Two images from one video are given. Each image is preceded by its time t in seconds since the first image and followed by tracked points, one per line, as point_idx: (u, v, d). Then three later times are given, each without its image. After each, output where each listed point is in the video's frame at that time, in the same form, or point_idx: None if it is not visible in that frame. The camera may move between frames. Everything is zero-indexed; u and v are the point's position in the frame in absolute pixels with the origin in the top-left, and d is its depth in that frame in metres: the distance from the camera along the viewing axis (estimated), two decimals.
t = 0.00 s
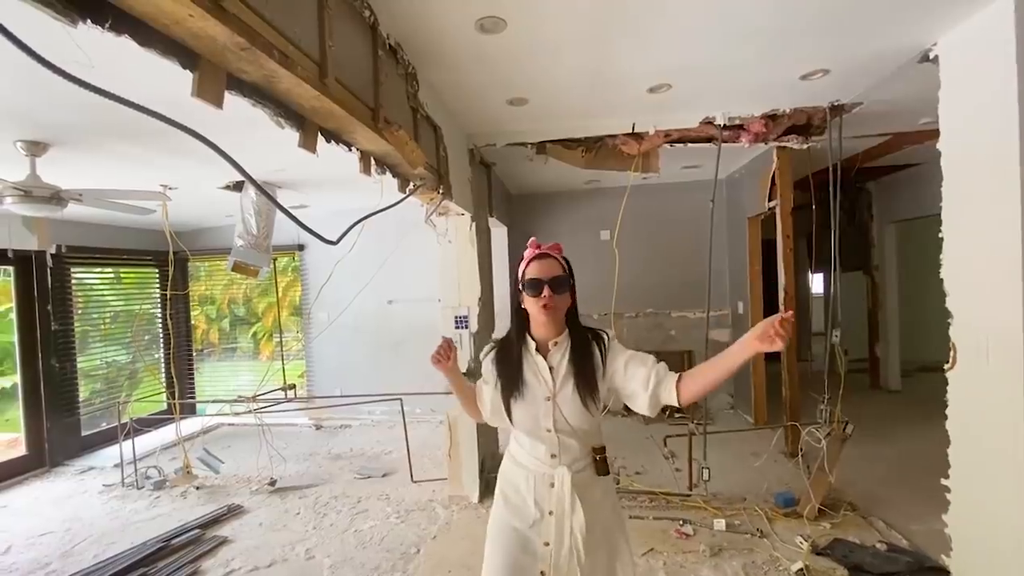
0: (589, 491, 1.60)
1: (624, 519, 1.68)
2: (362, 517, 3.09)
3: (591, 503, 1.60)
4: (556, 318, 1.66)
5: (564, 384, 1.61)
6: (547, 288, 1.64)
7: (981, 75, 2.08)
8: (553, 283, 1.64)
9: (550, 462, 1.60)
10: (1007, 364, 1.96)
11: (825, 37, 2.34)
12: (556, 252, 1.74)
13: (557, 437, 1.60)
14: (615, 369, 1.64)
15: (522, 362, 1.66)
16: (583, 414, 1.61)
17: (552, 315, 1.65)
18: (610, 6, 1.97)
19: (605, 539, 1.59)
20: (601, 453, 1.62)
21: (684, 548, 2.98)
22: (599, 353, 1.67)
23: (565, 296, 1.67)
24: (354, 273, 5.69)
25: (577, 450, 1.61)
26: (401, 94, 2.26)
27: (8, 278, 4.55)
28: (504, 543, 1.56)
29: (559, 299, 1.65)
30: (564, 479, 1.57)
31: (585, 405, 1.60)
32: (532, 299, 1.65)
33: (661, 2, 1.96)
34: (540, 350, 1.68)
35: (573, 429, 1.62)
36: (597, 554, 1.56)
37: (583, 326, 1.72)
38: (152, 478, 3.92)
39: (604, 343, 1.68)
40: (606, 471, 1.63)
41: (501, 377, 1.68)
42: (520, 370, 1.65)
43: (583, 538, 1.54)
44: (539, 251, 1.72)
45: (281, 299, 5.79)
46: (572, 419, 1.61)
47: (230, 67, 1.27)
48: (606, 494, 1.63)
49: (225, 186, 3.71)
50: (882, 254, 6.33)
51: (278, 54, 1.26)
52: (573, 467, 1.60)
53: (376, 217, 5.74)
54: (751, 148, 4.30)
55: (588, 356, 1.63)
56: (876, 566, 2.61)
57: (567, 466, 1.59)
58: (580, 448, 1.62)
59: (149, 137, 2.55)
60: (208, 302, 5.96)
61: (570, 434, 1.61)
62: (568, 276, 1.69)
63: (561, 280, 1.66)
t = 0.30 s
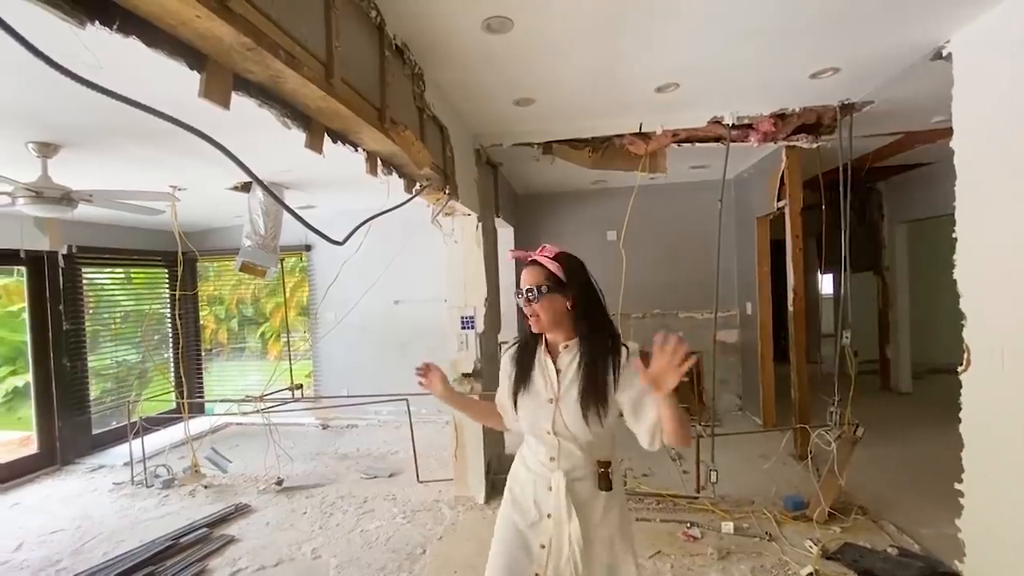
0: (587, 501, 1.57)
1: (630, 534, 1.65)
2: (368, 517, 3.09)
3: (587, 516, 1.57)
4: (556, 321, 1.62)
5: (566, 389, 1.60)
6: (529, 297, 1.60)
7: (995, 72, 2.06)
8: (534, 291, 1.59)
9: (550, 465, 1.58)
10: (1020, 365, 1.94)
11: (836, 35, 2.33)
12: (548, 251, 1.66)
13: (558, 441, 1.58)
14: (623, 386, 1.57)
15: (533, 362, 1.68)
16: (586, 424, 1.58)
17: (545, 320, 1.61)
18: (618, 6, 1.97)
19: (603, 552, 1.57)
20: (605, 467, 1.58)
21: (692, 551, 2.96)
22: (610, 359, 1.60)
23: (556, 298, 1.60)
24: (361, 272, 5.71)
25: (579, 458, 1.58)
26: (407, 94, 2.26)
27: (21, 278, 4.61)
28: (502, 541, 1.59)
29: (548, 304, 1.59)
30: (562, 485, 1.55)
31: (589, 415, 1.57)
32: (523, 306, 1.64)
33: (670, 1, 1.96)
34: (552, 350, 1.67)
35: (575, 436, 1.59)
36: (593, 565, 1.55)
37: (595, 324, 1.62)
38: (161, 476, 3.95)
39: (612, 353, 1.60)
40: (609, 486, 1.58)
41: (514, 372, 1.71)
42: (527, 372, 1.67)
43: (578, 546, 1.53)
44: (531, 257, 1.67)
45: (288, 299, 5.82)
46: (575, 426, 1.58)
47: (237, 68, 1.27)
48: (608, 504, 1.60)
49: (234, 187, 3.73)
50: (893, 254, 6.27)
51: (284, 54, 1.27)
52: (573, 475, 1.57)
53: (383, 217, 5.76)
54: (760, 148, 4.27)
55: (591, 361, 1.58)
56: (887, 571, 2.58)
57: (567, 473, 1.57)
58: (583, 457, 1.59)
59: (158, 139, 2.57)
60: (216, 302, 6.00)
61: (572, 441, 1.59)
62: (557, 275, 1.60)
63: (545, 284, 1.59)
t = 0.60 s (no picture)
0: (543, 511, 1.50)
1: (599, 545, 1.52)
2: (385, 513, 3.11)
3: (541, 524, 1.50)
4: (528, 319, 1.60)
5: (515, 387, 1.58)
6: (504, 290, 1.59)
7: None
8: (508, 284, 1.58)
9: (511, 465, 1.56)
10: None
11: (869, 26, 2.26)
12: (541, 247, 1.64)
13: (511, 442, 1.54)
14: (563, 396, 1.39)
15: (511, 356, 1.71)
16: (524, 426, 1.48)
17: (516, 315, 1.60)
18: None
19: (562, 563, 1.50)
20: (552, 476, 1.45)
21: (713, 557, 3.03)
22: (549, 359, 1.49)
23: (532, 294, 1.58)
24: (381, 270, 5.76)
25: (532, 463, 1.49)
26: (426, 93, 2.27)
27: (55, 275, 4.76)
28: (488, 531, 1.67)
29: (522, 299, 1.58)
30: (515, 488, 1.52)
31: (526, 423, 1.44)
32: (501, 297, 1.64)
33: None
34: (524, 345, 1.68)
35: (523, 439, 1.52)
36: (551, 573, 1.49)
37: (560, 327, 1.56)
38: (186, 469, 4.04)
39: (560, 355, 1.49)
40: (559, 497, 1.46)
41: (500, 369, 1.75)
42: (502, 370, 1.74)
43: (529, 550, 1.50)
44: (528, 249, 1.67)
45: (310, 297, 5.89)
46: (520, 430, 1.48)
47: (257, 68, 1.29)
48: (569, 518, 1.50)
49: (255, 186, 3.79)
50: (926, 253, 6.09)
51: (304, 54, 1.28)
52: (528, 479, 1.51)
53: (402, 216, 5.80)
54: (787, 144, 4.18)
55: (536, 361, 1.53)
56: None
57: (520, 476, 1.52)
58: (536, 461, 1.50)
59: (181, 139, 2.62)
60: (241, 300, 6.11)
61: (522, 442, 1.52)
62: (540, 272, 1.58)
63: (524, 278, 1.57)
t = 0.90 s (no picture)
0: (499, 494, 1.65)
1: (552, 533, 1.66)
2: (399, 509, 3.15)
3: (497, 505, 1.66)
4: (501, 311, 1.71)
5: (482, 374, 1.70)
6: (482, 283, 1.70)
7: None
8: (484, 278, 1.69)
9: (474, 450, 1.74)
10: None
11: (884, 24, 2.25)
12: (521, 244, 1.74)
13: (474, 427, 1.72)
14: (519, 388, 1.49)
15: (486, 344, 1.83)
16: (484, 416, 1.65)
17: (490, 307, 1.72)
18: None
19: (515, 543, 1.64)
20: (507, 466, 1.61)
21: (726, 557, 3.03)
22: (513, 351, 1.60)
23: (507, 289, 1.68)
24: (396, 268, 5.81)
25: (491, 449, 1.67)
26: (440, 93, 2.29)
27: (79, 273, 4.87)
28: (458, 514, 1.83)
29: (497, 293, 1.69)
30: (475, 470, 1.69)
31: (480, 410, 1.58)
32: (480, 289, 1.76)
33: None
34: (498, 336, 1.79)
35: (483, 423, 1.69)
36: (505, 555, 1.65)
37: (530, 322, 1.65)
38: (204, 463, 4.11)
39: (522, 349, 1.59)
40: (510, 484, 1.61)
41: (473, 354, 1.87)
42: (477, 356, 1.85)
43: (484, 528, 1.66)
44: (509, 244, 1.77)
45: (326, 295, 5.97)
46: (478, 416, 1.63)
47: (277, 71, 1.32)
48: (522, 502, 1.64)
49: (273, 185, 3.85)
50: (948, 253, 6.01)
51: (322, 56, 1.30)
52: (487, 463, 1.68)
53: (416, 215, 5.84)
54: (804, 142, 4.15)
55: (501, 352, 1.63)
56: None
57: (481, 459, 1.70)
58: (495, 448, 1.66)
59: (202, 140, 2.67)
60: (258, 298, 6.19)
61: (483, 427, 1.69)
62: (516, 268, 1.68)
63: (500, 272, 1.68)
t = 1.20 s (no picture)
0: (483, 481, 1.68)
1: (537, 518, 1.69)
2: (414, 502, 3.20)
3: (481, 493, 1.69)
4: (492, 306, 1.75)
5: (470, 366, 1.75)
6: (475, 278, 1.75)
7: None
8: (477, 273, 1.74)
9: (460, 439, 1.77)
10: None
11: (901, 20, 2.25)
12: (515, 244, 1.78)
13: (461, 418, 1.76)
14: (501, 379, 1.53)
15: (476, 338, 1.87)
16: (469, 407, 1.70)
17: (482, 302, 1.76)
18: None
19: (500, 529, 1.67)
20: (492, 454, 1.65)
21: (740, 555, 3.04)
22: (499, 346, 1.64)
23: (499, 285, 1.72)
24: (412, 265, 5.86)
25: (477, 438, 1.70)
26: (456, 93, 2.33)
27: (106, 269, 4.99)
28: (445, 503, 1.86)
29: (489, 289, 1.73)
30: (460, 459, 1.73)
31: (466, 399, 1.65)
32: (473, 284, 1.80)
33: None
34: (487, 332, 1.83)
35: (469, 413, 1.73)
36: (490, 540, 1.67)
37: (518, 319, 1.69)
38: (226, 456, 4.21)
39: (507, 344, 1.62)
40: (494, 471, 1.64)
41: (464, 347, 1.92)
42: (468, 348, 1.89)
43: (469, 515, 1.69)
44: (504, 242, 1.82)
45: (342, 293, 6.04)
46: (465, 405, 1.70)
47: (298, 74, 1.36)
48: (506, 490, 1.67)
49: (292, 185, 3.92)
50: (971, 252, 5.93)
51: (342, 60, 1.35)
52: (472, 451, 1.72)
53: (432, 214, 5.89)
54: (822, 139, 4.13)
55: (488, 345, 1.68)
56: None
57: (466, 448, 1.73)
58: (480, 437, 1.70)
59: (225, 141, 2.74)
60: (277, 295, 6.29)
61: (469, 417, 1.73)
62: (508, 266, 1.72)
63: (493, 269, 1.72)
